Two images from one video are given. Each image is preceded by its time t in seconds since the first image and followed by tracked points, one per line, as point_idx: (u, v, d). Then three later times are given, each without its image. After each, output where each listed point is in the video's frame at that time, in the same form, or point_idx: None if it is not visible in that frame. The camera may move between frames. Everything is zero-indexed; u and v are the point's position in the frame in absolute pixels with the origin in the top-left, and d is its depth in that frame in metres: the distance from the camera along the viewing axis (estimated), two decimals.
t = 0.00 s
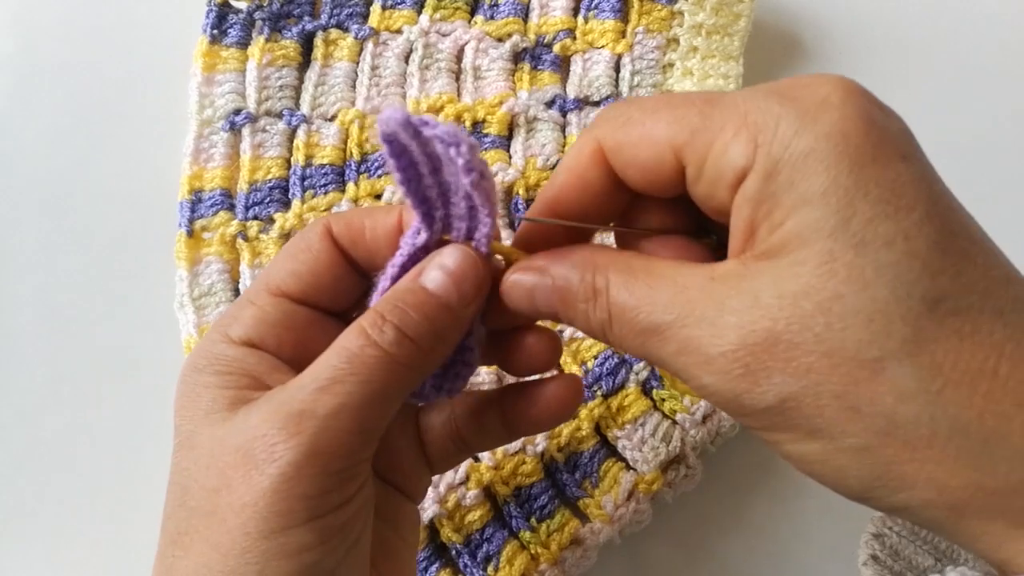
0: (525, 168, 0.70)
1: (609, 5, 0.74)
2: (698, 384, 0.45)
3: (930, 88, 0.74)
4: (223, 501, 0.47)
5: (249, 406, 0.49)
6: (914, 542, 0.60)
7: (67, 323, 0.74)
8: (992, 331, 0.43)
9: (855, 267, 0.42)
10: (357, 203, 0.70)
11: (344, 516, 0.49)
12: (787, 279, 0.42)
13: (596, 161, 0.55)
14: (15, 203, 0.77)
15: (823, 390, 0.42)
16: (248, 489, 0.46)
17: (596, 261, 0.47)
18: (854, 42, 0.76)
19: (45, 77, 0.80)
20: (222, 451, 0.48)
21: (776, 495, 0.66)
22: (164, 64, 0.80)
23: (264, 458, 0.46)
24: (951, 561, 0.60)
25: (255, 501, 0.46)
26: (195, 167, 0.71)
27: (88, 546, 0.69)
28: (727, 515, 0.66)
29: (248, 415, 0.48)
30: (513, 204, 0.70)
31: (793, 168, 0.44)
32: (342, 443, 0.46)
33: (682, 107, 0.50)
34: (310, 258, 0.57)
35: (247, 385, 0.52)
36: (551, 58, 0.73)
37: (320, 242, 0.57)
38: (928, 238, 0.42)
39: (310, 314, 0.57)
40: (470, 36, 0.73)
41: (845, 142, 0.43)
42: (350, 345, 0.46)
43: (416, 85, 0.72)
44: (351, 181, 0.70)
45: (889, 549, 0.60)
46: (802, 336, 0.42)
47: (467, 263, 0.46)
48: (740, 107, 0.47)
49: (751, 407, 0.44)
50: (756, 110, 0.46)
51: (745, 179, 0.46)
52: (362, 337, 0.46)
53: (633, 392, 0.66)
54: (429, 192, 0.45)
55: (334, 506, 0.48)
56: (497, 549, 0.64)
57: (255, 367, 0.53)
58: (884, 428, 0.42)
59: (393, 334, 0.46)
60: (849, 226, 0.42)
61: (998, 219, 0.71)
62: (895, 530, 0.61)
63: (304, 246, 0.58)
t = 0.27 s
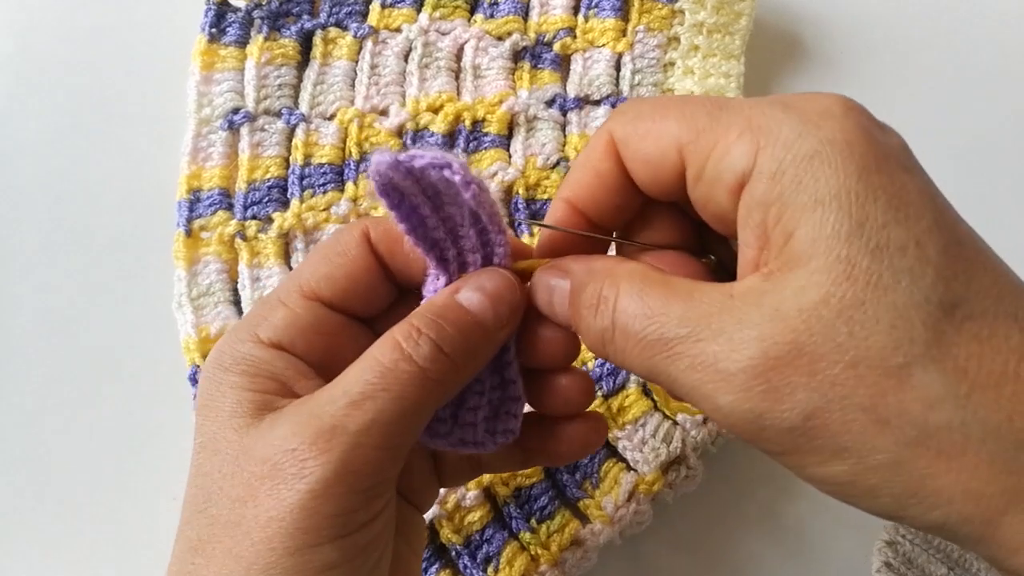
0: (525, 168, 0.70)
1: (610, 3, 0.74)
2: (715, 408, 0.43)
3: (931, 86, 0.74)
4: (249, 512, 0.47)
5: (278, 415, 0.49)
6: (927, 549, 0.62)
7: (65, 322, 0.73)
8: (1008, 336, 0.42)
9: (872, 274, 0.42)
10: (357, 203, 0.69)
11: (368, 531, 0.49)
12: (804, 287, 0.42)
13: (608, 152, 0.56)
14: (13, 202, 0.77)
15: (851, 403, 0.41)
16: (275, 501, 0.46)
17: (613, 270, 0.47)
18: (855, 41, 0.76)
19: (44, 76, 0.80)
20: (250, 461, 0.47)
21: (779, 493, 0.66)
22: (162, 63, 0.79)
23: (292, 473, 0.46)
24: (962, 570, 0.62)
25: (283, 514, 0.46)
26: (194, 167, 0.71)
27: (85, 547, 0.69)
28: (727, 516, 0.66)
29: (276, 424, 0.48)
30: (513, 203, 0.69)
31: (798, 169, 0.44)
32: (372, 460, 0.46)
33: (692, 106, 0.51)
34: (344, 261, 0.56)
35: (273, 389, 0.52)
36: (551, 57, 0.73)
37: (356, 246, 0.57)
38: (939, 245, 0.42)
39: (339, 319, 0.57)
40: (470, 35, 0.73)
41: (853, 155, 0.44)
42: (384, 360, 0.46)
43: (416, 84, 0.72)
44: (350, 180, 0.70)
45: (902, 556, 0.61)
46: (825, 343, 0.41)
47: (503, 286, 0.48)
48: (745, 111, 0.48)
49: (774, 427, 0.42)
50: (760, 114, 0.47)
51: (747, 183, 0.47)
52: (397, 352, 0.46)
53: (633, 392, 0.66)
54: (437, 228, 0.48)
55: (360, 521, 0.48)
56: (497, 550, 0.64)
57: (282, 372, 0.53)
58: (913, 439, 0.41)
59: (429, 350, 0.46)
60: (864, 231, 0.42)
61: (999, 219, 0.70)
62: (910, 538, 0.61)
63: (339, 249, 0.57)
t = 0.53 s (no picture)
0: (525, 168, 0.70)
1: (610, 3, 0.74)
2: (710, 426, 0.44)
3: (932, 87, 0.74)
4: (263, 516, 0.47)
5: (291, 420, 0.49)
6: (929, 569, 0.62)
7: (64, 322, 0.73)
8: (1004, 373, 0.42)
9: (870, 312, 0.41)
10: (357, 202, 0.69)
11: (383, 534, 0.49)
12: (802, 326, 0.42)
13: (614, 162, 0.55)
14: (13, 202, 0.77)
15: (842, 434, 0.41)
16: (289, 506, 0.46)
17: (626, 282, 0.47)
18: (855, 41, 0.76)
19: (43, 76, 0.80)
20: (264, 466, 0.48)
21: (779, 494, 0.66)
22: (162, 62, 0.79)
23: (304, 479, 0.46)
24: None
25: (296, 519, 0.46)
26: (194, 166, 0.71)
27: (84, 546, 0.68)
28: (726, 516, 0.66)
29: (288, 431, 0.48)
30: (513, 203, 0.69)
31: (794, 207, 0.43)
32: (382, 464, 0.45)
33: (691, 124, 0.49)
34: (365, 264, 0.57)
35: (295, 389, 0.52)
36: (551, 57, 0.73)
37: (376, 251, 0.57)
38: (936, 282, 0.42)
39: (363, 319, 0.57)
40: (470, 35, 0.73)
41: (848, 190, 0.43)
42: (387, 363, 0.45)
43: (416, 83, 0.72)
44: (350, 180, 0.70)
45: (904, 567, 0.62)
46: (821, 380, 0.41)
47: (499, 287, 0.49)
48: (741, 137, 0.47)
49: (767, 451, 0.43)
50: (756, 141, 0.46)
51: (742, 213, 0.46)
52: (399, 354, 0.45)
53: (633, 392, 0.66)
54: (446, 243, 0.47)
55: (374, 524, 0.48)
56: (497, 550, 0.64)
57: (304, 371, 0.53)
58: (900, 473, 0.41)
59: (431, 347, 0.45)
60: (861, 270, 0.42)
61: (998, 220, 0.70)
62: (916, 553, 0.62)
63: (359, 253, 0.58)
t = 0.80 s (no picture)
0: (525, 167, 0.70)
1: (610, 3, 0.74)
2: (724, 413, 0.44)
3: (932, 87, 0.74)
4: (241, 502, 0.46)
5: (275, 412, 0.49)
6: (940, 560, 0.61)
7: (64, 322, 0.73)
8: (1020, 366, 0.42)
9: (885, 302, 0.41)
10: (357, 202, 0.69)
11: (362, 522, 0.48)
12: (814, 315, 0.41)
13: (628, 153, 0.55)
14: (12, 202, 0.77)
15: (853, 423, 0.41)
16: (266, 490, 0.45)
17: (642, 268, 0.47)
18: (855, 41, 0.76)
19: (43, 75, 0.80)
20: (245, 453, 0.47)
21: (780, 495, 0.66)
22: (162, 62, 0.79)
23: (280, 463, 0.45)
24: None
25: (273, 502, 0.45)
26: (194, 166, 0.71)
27: (84, 545, 0.68)
28: (727, 517, 0.66)
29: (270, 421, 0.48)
30: (513, 203, 0.70)
31: (806, 199, 0.43)
32: (358, 447, 0.45)
33: (705, 116, 0.49)
34: (360, 266, 0.57)
35: (282, 389, 0.52)
36: (551, 57, 0.73)
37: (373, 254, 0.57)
38: (952, 274, 0.42)
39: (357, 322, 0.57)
40: (470, 34, 0.73)
41: (861, 183, 0.43)
42: (364, 348, 0.46)
43: (416, 83, 0.72)
44: (350, 180, 0.70)
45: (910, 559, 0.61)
46: (834, 368, 0.41)
47: (478, 277, 0.50)
48: (755, 129, 0.46)
49: (779, 432, 0.43)
50: (770, 133, 0.46)
51: (755, 206, 0.46)
52: (377, 340, 0.46)
53: (633, 392, 0.66)
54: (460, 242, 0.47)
55: (352, 511, 0.47)
56: (497, 550, 0.64)
57: (292, 369, 0.53)
58: (911, 460, 0.41)
59: (409, 335, 0.46)
60: (874, 262, 0.41)
61: (999, 219, 0.70)
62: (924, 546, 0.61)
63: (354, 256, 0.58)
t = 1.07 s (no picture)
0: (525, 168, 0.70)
1: (610, 4, 0.74)
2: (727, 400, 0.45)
3: (932, 87, 0.74)
4: (250, 496, 0.47)
5: (274, 403, 0.49)
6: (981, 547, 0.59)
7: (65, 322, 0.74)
8: None
9: (961, 262, 0.42)
10: (357, 203, 0.70)
11: (370, 510, 0.49)
12: (891, 279, 0.42)
13: (669, 126, 0.55)
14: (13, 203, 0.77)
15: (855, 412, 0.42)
16: (276, 484, 0.46)
17: (672, 263, 0.45)
18: (854, 42, 0.76)
19: (43, 75, 0.80)
20: (248, 447, 0.48)
21: (781, 493, 0.66)
22: (162, 63, 0.79)
23: (292, 455, 0.46)
24: None
25: (284, 496, 0.46)
26: (195, 167, 0.71)
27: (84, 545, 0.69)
28: (728, 517, 0.66)
29: (272, 413, 0.48)
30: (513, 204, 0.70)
31: (881, 161, 0.44)
32: (366, 438, 0.46)
33: (768, 93, 0.51)
34: (345, 266, 0.57)
35: (269, 387, 0.52)
36: (551, 58, 0.73)
37: (356, 253, 0.58)
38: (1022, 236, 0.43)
39: (339, 320, 0.57)
40: (470, 35, 0.73)
41: (933, 149, 0.44)
42: (372, 343, 0.46)
43: (416, 84, 0.72)
44: (350, 180, 0.70)
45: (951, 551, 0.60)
46: (838, 368, 0.41)
47: (483, 262, 0.47)
48: (818, 104, 0.48)
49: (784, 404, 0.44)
50: (839, 106, 0.47)
51: (823, 171, 0.47)
52: (384, 335, 0.46)
53: (633, 392, 0.66)
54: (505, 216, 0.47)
55: (360, 499, 0.48)
56: (497, 550, 0.64)
57: (282, 368, 0.54)
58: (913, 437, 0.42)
59: (416, 329, 0.46)
60: (951, 223, 0.43)
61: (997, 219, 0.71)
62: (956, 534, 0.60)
63: (339, 256, 0.58)
